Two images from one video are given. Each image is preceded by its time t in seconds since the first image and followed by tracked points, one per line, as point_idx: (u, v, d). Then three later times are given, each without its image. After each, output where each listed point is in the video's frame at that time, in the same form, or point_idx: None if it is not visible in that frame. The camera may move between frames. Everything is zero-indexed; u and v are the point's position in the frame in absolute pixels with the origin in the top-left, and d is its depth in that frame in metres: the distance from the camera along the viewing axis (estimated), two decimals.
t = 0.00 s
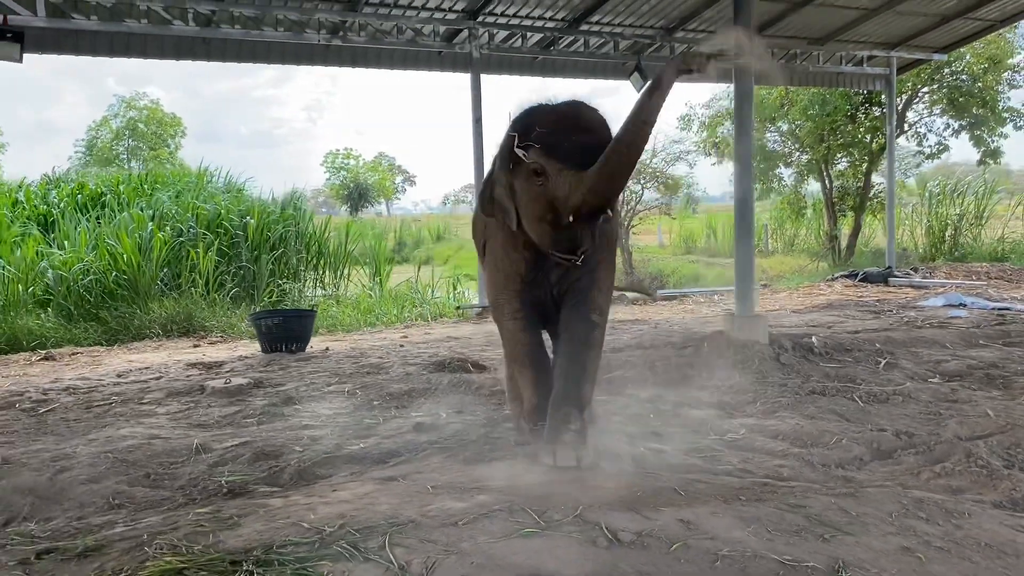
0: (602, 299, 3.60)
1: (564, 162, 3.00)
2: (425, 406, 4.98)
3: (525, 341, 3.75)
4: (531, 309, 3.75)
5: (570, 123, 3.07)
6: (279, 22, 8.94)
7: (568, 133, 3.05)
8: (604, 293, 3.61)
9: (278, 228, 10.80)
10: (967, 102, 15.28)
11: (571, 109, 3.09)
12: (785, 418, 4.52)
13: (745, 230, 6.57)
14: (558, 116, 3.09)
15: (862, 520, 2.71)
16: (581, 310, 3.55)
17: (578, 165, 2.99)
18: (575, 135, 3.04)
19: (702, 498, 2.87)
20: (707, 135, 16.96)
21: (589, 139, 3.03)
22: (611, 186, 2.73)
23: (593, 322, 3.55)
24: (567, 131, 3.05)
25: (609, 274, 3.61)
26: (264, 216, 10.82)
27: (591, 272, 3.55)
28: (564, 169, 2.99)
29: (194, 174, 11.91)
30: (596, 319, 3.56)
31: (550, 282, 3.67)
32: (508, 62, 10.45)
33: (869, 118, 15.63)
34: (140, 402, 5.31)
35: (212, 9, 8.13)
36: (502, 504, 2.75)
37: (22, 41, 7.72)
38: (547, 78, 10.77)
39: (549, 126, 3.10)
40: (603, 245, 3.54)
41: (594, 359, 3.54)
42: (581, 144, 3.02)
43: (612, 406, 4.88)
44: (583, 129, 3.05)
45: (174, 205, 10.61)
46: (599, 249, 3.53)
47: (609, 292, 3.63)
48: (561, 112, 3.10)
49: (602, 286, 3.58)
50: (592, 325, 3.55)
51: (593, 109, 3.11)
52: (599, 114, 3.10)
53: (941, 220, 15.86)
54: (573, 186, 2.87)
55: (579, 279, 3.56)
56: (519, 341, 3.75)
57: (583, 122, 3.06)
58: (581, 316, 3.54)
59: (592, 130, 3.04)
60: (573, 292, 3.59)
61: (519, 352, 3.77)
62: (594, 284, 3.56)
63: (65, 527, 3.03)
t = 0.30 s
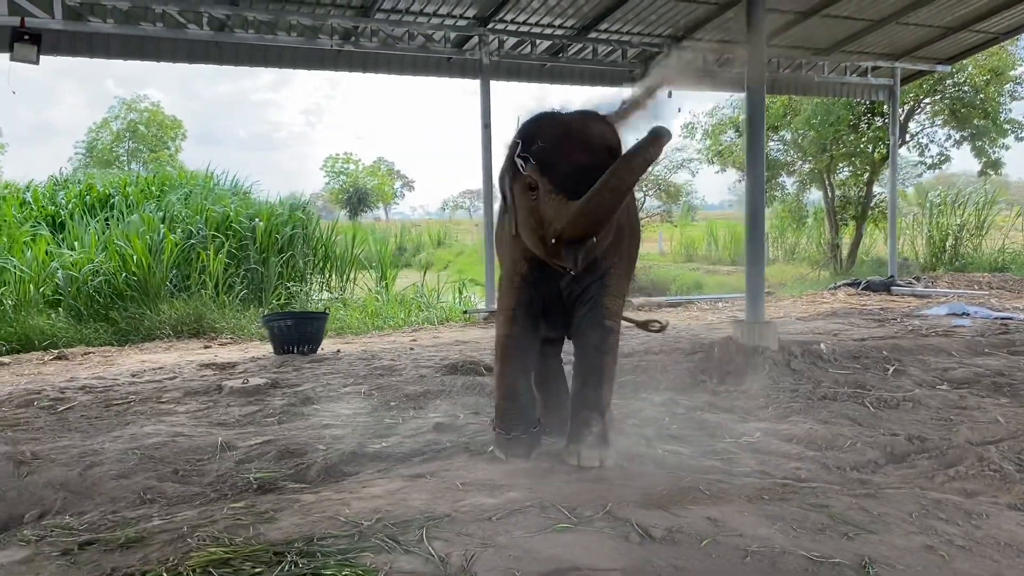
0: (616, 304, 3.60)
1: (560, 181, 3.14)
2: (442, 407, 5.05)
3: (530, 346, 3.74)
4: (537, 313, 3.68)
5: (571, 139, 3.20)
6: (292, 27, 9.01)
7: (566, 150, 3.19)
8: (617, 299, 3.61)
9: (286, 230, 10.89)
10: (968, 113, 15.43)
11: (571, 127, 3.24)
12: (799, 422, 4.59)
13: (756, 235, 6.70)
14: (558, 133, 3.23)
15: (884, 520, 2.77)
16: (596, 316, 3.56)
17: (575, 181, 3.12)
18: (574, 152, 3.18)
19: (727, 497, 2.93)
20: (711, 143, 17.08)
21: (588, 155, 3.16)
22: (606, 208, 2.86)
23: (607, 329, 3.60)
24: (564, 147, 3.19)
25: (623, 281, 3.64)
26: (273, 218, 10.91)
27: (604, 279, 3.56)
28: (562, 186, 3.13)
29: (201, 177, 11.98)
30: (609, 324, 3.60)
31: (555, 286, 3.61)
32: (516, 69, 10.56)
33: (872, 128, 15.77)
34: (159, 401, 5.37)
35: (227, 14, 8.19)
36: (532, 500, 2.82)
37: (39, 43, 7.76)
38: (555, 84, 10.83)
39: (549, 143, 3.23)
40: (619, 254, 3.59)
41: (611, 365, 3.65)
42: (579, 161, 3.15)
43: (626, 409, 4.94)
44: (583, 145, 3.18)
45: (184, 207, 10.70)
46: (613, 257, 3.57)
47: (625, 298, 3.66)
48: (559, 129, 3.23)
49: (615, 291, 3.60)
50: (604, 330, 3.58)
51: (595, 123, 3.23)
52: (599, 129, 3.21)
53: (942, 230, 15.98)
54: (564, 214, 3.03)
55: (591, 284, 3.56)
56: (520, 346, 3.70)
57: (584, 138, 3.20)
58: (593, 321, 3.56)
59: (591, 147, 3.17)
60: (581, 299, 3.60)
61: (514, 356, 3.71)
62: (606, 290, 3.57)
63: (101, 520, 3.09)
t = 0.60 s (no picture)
0: (625, 312, 3.88)
1: (534, 211, 3.28)
2: (460, 409, 5.12)
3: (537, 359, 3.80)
4: (538, 327, 3.67)
5: (545, 165, 3.31)
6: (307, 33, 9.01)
7: (539, 178, 3.30)
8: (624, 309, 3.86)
9: (297, 234, 10.99)
10: (973, 123, 15.53)
11: (546, 151, 3.33)
12: (814, 427, 4.66)
13: (768, 241, 6.80)
14: (532, 160, 3.32)
15: (905, 520, 2.84)
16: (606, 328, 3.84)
17: (548, 213, 3.28)
18: (549, 179, 3.30)
19: (751, 499, 3.01)
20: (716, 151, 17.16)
21: (562, 183, 3.31)
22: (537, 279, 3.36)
23: (615, 336, 3.86)
24: (539, 176, 3.30)
25: (630, 291, 3.89)
26: (284, 222, 10.97)
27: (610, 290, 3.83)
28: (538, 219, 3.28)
29: (212, 181, 12.07)
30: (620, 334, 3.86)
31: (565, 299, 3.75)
32: (526, 76, 10.54)
33: (878, 138, 15.87)
34: (181, 402, 5.44)
35: (243, 19, 8.22)
36: (562, 499, 2.89)
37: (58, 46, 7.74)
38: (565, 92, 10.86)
39: (521, 169, 3.31)
40: (623, 266, 3.83)
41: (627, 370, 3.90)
42: (553, 189, 3.29)
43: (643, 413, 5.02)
44: (557, 171, 3.31)
45: (196, 211, 10.79)
46: (618, 268, 3.81)
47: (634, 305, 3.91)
48: (531, 156, 3.33)
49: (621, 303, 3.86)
50: (615, 339, 3.86)
51: (568, 147, 3.37)
52: (572, 152, 3.37)
53: (946, 239, 16.05)
54: (535, 269, 3.30)
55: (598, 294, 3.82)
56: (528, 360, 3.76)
57: (559, 163, 3.33)
58: (605, 334, 3.84)
59: (565, 173, 3.32)
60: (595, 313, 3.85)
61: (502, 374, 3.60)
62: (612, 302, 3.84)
63: (138, 516, 3.17)
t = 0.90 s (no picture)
0: (626, 315, 3.65)
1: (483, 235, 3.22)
2: (476, 411, 5.13)
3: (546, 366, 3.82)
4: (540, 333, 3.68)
5: (502, 188, 3.24)
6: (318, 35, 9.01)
7: (492, 201, 3.23)
8: (627, 311, 3.65)
9: (305, 236, 10.98)
10: (980, 128, 15.55)
11: (504, 173, 3.26)
12: (830, 430, 4.66)
13: (780, 244, 6.81)
14: (489, 183, 3.26)
15: (930, 523, 2.85)
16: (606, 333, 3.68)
17: (497, 238, 3.22)
18: (502, 203, 3.22)
19: (775, 501, 3.01)
20: (722, 155, 17.17)
21: (515, 207, 3.22)
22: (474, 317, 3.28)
23: (618, 340, 3.66)
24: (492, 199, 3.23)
25: (631, 295, 3.67)
26: (293, 224, 10.99)
27: (606, 293, 3.64)
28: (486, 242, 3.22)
29: (220, 183, 12.13)
30: (621, 336, 3.65)
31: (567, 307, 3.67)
32: (534, 80, 10.41)
33: (884, 143, 15.89)
34: (196, 403, 5.45)
35: (254, 21, 8.21)
36: (588, 500, 2.89)
37: (71, 49, 7.71)
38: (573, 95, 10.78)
39: (481, 188, 3.28)
40: (619, 271, 3.64)
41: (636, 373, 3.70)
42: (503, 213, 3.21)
43: (658, 416, 5.03)
44: (512, 194, 3.22)
45: (206, 213, 10.83)
46: (614, 275, 3.62)
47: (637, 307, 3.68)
48: (490, 180, 3.27)
49: (625, 306, 3.65)
50: (616, 342, 3.66)
51: (529, 169, 3.28)
52: (534, 174, 3.27)
53: (952, 244, 16.04)
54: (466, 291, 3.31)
55: (597, 300, 3.66)
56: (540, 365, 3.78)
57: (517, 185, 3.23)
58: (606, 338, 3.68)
59: (520, 197, 3.22)
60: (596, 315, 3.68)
61: (514, 382, 3.63)
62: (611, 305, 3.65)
63: (162, 515, 3.18)
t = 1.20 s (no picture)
0: (632, 307, 3.43)
1: (448, 245, 3.00)
2: (494, 412, 5.10)
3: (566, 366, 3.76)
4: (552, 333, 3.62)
5: (466, 194, 3.00)
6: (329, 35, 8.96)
7: (456, 209, 3.00)
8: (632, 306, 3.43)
9: (314, 237, 10.95)
10: (989, 128, 15.49)
11: (469, 178, 3.02)
12: (853, 431, 4.62)
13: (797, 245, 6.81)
14: (454, 190, 3.04)
15: (968, 527, 2.81)
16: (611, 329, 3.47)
17: (462, 247, 2.98)
18: (467, 211, 2.99)
19: (808, 505, 2.97)
20: (729, 155, 17.08)
21: (481, 213, 2.98)
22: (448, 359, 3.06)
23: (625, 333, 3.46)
24: (456, 207, 3.00)
25: (636, 290, 3.44)
26: (301, 225, 10.97)
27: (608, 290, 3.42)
28: (452, 252, 2.99)
29: (227, 184, 12.10)
30: (627, 327, 3.44)
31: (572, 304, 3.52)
32: (544, 79, 10.38)
33: (892, 143, 15.80)
34: (211, 403, 5.41)
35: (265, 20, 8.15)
36: (620, 503, 2.85)
37: (82, 48, 7.66)
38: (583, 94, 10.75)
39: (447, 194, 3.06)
40: (618, 268, 3.40)
41: (650, 365, 3.53)
42: (468, 221, 2.98)
43: (678, 417, 4.99)
44: (477, 201, 2.99)
45: (214, 213, 10.79)
46: (613, 272, 3.39)
47: (643, 301, 3.44)
48: (455, 187, 3.04)
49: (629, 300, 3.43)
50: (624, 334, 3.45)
51: (495, 173, 3.04)
52: (500, 179, 3.03)
53: (960, 244, 15.96)
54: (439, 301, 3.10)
55: (597, 296, 3.46)
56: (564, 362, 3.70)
57: (482, 191, 3.01)
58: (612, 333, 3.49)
59: (485, 204, 2.99)
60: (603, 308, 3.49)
61: (531, 384, 3.59)
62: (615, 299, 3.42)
63: (186, 518, 3.14)
